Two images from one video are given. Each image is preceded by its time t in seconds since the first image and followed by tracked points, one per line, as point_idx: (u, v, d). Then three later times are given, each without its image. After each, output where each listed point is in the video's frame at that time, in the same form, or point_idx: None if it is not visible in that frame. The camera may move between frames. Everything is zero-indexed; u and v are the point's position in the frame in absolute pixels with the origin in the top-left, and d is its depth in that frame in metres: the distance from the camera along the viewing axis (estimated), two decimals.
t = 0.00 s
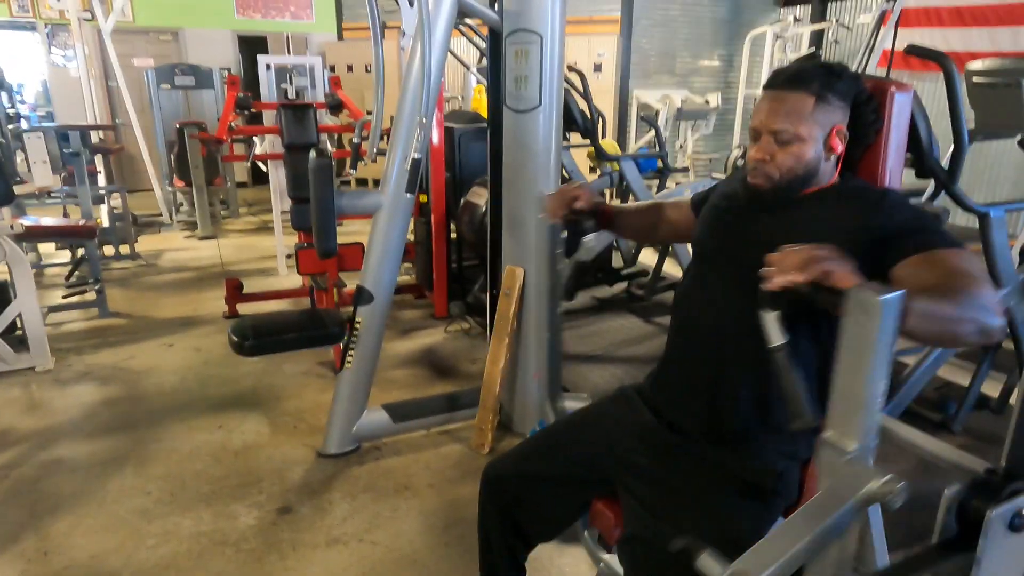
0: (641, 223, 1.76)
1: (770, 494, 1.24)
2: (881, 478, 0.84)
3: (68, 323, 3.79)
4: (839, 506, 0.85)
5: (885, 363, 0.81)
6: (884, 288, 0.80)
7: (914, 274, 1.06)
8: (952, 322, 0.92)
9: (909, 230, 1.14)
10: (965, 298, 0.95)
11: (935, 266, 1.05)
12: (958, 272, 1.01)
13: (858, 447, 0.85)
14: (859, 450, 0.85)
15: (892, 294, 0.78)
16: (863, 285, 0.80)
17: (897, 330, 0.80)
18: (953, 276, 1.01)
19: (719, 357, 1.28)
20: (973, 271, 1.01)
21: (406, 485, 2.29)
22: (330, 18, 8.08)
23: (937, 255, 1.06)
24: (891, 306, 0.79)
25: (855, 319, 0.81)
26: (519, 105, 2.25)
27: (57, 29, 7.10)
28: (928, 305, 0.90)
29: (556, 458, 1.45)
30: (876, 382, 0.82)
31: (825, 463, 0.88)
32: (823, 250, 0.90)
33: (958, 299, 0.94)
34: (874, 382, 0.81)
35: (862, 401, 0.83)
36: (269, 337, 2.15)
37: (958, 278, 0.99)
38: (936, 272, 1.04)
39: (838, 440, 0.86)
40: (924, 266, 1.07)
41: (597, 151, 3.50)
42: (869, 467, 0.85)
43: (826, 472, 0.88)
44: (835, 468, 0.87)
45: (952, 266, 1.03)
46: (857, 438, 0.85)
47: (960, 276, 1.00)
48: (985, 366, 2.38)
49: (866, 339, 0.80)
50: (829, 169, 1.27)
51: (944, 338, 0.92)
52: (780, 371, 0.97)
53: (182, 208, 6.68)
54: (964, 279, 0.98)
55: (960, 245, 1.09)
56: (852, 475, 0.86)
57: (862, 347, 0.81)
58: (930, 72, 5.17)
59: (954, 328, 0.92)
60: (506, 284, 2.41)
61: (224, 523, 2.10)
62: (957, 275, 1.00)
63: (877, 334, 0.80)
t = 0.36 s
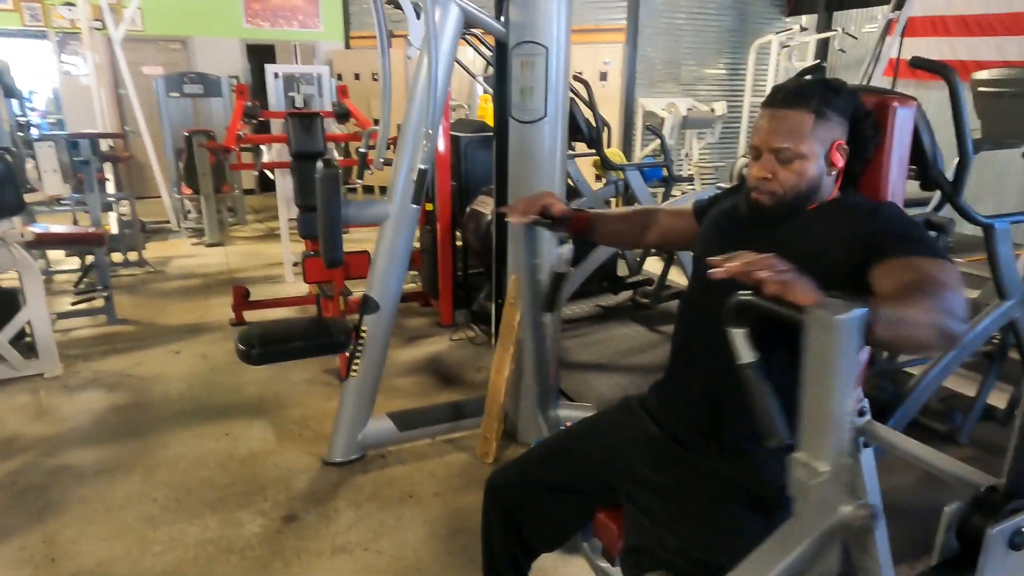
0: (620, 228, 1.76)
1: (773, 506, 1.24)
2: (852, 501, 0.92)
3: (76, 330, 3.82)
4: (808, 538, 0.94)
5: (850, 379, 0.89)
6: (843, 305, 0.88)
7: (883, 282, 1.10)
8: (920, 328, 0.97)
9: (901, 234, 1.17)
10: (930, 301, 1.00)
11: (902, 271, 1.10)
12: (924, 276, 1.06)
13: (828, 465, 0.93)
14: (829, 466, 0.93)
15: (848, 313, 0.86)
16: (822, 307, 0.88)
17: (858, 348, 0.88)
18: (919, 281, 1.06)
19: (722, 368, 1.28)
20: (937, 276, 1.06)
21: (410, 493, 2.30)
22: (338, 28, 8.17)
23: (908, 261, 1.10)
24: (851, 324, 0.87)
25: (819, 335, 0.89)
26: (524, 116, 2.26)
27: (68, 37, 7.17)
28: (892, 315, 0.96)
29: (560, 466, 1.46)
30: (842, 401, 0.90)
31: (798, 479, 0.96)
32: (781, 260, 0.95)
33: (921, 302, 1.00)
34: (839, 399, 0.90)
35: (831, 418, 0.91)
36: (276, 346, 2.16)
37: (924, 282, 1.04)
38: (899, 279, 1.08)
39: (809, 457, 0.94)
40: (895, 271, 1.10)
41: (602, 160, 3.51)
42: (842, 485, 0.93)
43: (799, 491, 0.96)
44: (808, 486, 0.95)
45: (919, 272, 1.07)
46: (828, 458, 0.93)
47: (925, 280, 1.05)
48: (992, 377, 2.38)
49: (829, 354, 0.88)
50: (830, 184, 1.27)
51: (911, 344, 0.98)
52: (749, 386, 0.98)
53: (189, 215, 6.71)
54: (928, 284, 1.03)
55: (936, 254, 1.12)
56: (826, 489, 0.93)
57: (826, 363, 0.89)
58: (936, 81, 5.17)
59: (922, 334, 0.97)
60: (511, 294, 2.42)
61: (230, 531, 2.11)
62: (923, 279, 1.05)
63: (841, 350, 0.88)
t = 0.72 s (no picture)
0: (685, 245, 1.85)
1: (769, 512, 1.23)
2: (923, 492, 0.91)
3: (80, 333, 3.84)
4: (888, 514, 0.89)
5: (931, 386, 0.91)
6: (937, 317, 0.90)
7: (950, 297, 1.11)
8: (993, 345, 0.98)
9: (909, 259, 1.17)
10: (1003, 318, 1.01)
11: (969, 290, 1.09)
12: (992, 293, 1.06)
13: (901, 465, 0.94)
14: (902, 468, 0.94)
15: (940, 325, 0.88)
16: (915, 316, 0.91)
17: (944, 358, 0.90)
18: (990, 298, 1.06)
19: (719, 372, 1.29)
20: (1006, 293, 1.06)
21: (410, 498, 2.30)
22: (342, 33, 8.23)
23: (970, 280, 1.11)
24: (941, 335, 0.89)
25: (907, 343, 0.91)
26: (524, 121, 2.27)
27: (75, 43, 7.22)
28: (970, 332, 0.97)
29: (559, 470, 1.46)
30: (919, 405, 0.92)
31: (869, 478, 0.97)
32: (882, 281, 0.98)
33: (994, 319, 1.00)
34: (918, 404, 0.92)
35: (906, 420, 0.93)
36: (277, 351, 2.17)
37: (997, 300, 1.04)
38: (975, 295, 1.08)
39: (882, 458, 0.96)
40: (958, 289, 1.11)
41: (603, 164, 3.52)
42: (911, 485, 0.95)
43: (866, 486, 0.98)
44: (878, 483, 0.96)
45: (984, 289, 1.08)
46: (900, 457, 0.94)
47: (996, 297, 1.05)
48: (994, 383, 2.37)
49: (914, 364, 0.91)
50: (830, 189, 1.27)
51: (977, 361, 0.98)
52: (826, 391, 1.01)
53: (193, 220, 6.75)
54: (1002, 299, 1.04)
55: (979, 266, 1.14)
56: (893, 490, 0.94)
57: (911, 371, 0.91)
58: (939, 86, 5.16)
59: (992, 352, 0.98)
60: (512, 298, 2.43)
61: (230, 534, 2.11)
62: (994, 295, 1.06)
63: (925, 358, 0.90)
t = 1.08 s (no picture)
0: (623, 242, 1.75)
1: (764, 519, 1.22)
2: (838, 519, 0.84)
3: (81, 339, 3.85)
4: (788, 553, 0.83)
5: (839, 395, 0.78)
6: (835, 318, 0.77)
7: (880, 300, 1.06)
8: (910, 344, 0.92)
9: (889, 249, 1.15)
10: (921, 319, 0.95)
11: (899, 286, 1.06)
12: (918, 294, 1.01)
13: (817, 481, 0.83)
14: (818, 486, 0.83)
15: (839, 326, 0.75)
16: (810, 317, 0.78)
17: (849, 362, 0.77)
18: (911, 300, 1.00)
19: (711, 379, 1.28)
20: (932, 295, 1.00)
21: (408, 505, 2.29)
22: (346, 40, 8.26)
23: (908, 277, 1.06)
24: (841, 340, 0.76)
25: (807, 352, 0.77)
26: (523, 128, 2.28)
27: (80, 50, 7.30)
28: (880, 331, 0.92)
29: (553, 478, 1.45)
30: (831, 419, 0.79)
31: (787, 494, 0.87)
32: (782, 280, 0.87)
33: (914, 321, 0.94)
34: (830, 417, 0.79)
35: (819, 436, 0.80)
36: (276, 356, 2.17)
37: (915, 301, 0.99)
38: (896, 296, 1.04)
39: (798, 474, 0.84)
40: (896, 287, 1.07)
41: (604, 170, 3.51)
42: (829, 501, 0.83)
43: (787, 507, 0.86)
44: (795, 501, 0.85)
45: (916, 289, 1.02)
46: (815, 474, 0.82)
47: (918, 298, 0.99)
48: (995, 391, 2.35)
49: (819, 372, 0.77)
50: (829, 190, 1.27)
51: (895, 361, 0.92)
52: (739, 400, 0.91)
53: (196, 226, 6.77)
54: (920, 303, 0.98)
55: (934, 270, 1.08)
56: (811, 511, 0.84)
57: (815, 379, 0.78)
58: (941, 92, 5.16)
59: (909, 353, 0.92)
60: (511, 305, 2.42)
61: (227, 542, 2.11)
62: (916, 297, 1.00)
63: (829, 367, 0.76)
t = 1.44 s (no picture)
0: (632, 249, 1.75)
1: (759, 527, 1.22)
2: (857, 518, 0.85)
3: (81, 343, 3.85)
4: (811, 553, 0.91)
5: (857, 399, 0.80)
6: (855, 324, 0.80)
7: (892, 311, 1.06)
8: (926, 360, 0.94)
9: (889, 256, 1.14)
10: (936, 338, 0.95)
11: (909, 301, 1.05)
12: (931, 309, 1.00)
13: (835, 485, 0.85)
14: (836, 488, 0.85)
15: (860, 333, 0.77)
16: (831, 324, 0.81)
17: (869, 369, 0.80)
18: (929, 315, 1.00)
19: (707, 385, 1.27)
20: (948, 307, 1.00)
21: (405, 511, 2.28)
22: (347, 44, 8.28)
23: (917, 290, 1.06)
24: (861, 345, 0.79)
25: (827, 356, 0.80)
26: (522, 132, 2.27)
27: (82, 54, 7.28)
28: (902, 344, 0.93)
29: (549, 484, 1.44)
30: (850, 425, 0.82)
31: (803, 497, 0.89)
32: (802, 288, 0.89)
33: (931, 337, 0.95)
34: (846, 419, 0.82)
35: (835, 439, 0.83)
36: (274, 361, 2.17)
37: (931, 315, 0.99)
38: (905, 309, 1.04)
39: (815, 478, 0.86)
40: (907, 299, 1.05)
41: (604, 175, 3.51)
42: (847, 503, 0.85)
43: (802, 508, 0.90)
44: (812, 504, 0.88)
45: (929, 304, 1.02)
46: (834, 478, 0.85)
47: (932, 313, 1.00)
48: (996, 397, 2.34)
49: (838, 377, 0.80)
50: (824, 196, 1.26)
51: (914, 378, 0.94)
52: (757, 407, 0.93)
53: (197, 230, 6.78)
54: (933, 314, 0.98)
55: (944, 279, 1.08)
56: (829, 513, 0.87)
57: (834, 384, 0.81)
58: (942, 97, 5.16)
59: (926, 368, 0.94)
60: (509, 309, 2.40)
61: (224, 548, 2.10)
62: (934, 313, 0.99)
63: (848, 372, 0.79)
